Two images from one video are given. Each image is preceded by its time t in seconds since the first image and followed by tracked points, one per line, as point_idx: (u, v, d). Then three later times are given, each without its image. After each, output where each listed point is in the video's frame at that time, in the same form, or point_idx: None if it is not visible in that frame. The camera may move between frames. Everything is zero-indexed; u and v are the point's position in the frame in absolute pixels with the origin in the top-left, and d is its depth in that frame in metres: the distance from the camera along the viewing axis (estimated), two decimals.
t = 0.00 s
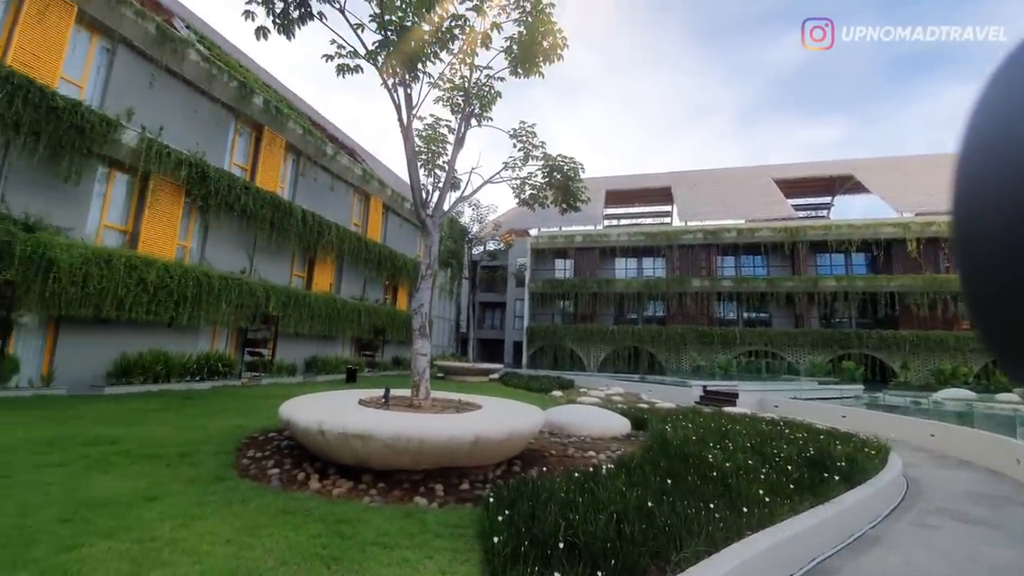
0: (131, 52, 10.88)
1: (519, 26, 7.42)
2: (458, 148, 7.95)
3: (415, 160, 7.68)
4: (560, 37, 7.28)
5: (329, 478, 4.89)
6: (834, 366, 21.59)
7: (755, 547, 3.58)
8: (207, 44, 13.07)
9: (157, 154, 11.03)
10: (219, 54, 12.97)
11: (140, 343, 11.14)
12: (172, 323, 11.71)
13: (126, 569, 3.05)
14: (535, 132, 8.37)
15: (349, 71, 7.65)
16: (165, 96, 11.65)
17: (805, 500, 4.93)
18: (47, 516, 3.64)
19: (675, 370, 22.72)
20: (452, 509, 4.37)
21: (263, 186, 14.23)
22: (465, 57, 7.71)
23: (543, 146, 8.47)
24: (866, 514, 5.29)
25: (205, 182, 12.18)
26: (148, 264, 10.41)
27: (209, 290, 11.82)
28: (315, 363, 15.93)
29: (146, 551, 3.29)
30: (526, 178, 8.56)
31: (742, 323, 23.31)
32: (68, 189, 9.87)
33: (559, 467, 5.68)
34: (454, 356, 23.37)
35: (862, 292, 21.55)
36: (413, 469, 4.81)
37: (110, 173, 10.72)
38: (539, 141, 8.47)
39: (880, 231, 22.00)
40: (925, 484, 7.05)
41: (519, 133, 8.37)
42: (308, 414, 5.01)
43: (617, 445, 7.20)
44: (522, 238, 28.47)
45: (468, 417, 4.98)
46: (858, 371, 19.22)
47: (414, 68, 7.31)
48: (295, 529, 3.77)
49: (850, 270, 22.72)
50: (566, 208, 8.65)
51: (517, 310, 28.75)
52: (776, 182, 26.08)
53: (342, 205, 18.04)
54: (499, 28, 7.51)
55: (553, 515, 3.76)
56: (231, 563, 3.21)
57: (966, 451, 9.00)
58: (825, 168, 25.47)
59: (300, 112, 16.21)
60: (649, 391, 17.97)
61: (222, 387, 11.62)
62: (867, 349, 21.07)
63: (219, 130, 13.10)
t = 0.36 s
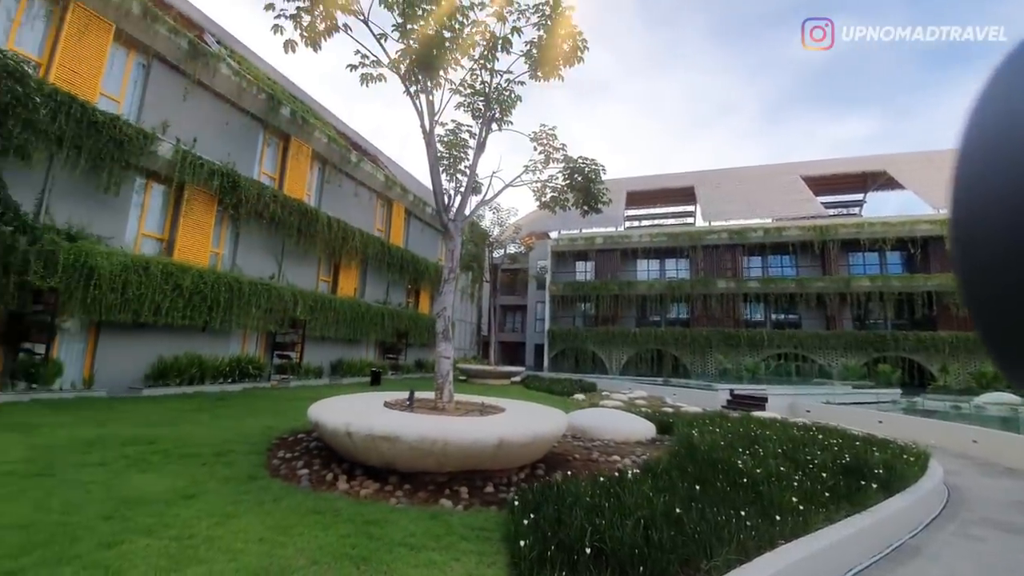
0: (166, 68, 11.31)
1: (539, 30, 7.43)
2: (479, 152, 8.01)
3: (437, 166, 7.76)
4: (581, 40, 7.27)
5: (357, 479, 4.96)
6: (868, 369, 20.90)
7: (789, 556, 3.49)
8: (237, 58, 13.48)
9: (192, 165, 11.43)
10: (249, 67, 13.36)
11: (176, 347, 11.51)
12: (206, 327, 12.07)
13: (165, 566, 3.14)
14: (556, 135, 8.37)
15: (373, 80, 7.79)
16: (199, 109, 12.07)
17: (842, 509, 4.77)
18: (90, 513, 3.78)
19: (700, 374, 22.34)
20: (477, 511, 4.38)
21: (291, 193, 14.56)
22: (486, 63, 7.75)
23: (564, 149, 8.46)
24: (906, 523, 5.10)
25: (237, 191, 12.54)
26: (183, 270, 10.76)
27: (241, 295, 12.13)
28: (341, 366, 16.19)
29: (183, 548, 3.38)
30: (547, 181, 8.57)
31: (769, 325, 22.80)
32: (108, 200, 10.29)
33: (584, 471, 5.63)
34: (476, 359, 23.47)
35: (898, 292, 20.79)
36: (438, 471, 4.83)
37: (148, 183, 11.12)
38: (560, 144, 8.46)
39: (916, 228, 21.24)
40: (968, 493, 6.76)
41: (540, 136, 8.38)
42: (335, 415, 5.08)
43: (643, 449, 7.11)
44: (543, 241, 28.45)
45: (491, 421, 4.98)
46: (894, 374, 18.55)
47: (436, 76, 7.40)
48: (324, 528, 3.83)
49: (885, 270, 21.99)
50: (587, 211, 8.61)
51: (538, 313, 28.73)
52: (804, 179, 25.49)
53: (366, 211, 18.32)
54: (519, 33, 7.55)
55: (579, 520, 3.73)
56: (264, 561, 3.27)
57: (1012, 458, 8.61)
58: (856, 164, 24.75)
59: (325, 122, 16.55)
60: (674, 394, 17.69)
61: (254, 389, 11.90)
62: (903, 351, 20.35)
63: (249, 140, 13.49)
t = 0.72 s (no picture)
0: (200, 83, 11.69)
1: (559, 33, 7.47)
2: (501, 157, 8.04)
3: (459, 171, 7.82)
4: (601, 42, 7.24)
5: (384, 481, 5.01)
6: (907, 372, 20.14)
7: (826, 568, 3.38)
8: (266, 71, 13.85)
9: (225, 176, 11.79)
10: (278, 80, 13.71)
11: (210, 351, 11.85)
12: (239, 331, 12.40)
13: (203, 563, 3.23)
14: (577, 137, 8.33)
15: (396, 89, 7.91)
16: (230, 122, 12.44)
17: (882, 519, 4.61)
18: (131, 511, 3.91)
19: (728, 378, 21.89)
20: (503, 515, 4.38)
21: (318, 202, 14.88)
22: (507, 68, 7.78)
23: (585, 151, 8.43)
24: (950, 534, 4.89)
25: (267, 200, 12.86)
26: (217, 277, 11.07)
27: (271, 301, 12.42)
28: (366, 369, 16.44)
29: (220, 546, 3.47)
30: (569, 183, 8.55)
31: (800, 327, 22.23)
32: (147, 210, 10.67)
33: (610, 476, 5.58)
34: (499, 363, 23.50)
35: (938, 293, 19.97)
36: (464, 474, 4.85)
37: (184, 195, 11.50)
38: (581, 146, 8.42)
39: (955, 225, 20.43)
40: (1018, 503, 6.45)
41: (561, 139, 8.37)
42: (362, 417, 5.16)
43: (670, 454, 7.00)
44: (565, 243, 28.38)
45: (516, 424, 4.98)
46: (935, 378, 17.80)
47: (458, 82, 7.48)
48: (354, 529, 3.88)
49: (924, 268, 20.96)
50: (609, 212, 8.54)
51: (560, 316, 28.63)
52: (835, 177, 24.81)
53: (390, 217, 18.55)
54: (539, 37, 7.57)
55: (607, 526, 3.70)
56: (297, 561, 3.34)
57: None
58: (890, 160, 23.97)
59: (350, 130, 16.84)
60: (700, 398, 17.34)
61: (284, 392, 12.16)
62: (945, 354, 19.53)
63: (278, 150, 13.83)
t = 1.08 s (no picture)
0: (233, 97, 12.10)
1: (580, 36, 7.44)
2: (523, 161, 8.07)
3: (482, 176, 7.87)
4: (624, 42, 7.18)
5: (411, 483, 5.06)
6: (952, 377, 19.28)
7: None
8: (295, 84, 14.23)
9: (257, 185, 12.14)
10: (305, 92, 14.05)
11: (245, 354, 12.20)
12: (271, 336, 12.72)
13: (240, 561, 3.32)
14: (600, 139, 8.30)
15: (420, 97, 8.03)
16: (261, 134, 12.82)
17: (928, 530, 4.44)
18: (172, 510, 4.04)
19: (759, 382, 21.36)
20: (530, 520, 4.36)
21: (345, 209, 15.16)
22: (529, 72, 7.79)
23: (608, 152, 8.38)
24: (1001, 548, 4.66)
25: (297, 209, 13.17)
26: (250, 283, 11.40)
27: (300, 306, 12.69)
28: (392, 373, 16.62)
29: (255, 544, 3.56)
30: (592, 186, 8.51)
31: (835, 329, 21.55)
32: (185, 220, 11.05)
33: (637, 482, 5.51)
34: (523, 367, 23.47)
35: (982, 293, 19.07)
36: (490, 478, 4.86)
37: (218, 205, 11.88)
38: (603, 147, 8.38)
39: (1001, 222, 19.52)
40: None
41: (583, 141, 8.33)
42: (389, 421, 5.23)
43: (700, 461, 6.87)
44: (588, 246, 28.24)
45: (542, 428, 4.97)
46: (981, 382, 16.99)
47: (480, 89, 7.53)
48: (384, 530, 3.93)
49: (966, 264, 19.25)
50: (633, 214, 8.46)
51: (583, 320, 28.46)
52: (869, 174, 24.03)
53: (414, 223, 18.75)
54: (561, 40, 7.57)
55: (636, 533, 3.65)
56: (329, 561, 3.39)
57: None
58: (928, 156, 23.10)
59: (375, 139, 17.13)
60: (729, 403, 16.94)
61: (313, 395, 12.40)
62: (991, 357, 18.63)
63: (307, 160, 14.16)
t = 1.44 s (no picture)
0: (265, 111, 12.49)
1: (602, 38, 7.45)
2: (547, 165, 8.07)
3: (506, 181, 7.91)
4: (647, 42, 7.18)
5: (439, 487, 5.09)
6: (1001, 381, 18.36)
7: None
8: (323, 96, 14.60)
9: (288, 195, 12.47)
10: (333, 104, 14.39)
11: (278, 358, 12.52)
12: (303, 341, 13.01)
13: (277, 560, 3.40)
14: (623, 141, 8.26)
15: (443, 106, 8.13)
16: (291, 145, 13.16)
17: (979, 544, 4.25)
18: (211, 509, 4.16)
19: (792, 387, 20.76)
20: (559, 526, 4.33)
21: (372, 217, 15.42)
22: (551, 77, 7.82)
23: (632, 154, 8.32)
24: None
25: (326, 217, 13.45)
26: (283, 290, 11.71)
27: (329, 311, 12.93)
28: (418, 377, 16.74)
29: (291, 545, 3.63)
30: (616, 188, 8.46)
31: (874, 332, 20.78)
32: (221, 230, 11.43)
33: (667, 489, 5.42)
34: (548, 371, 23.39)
35: None
36: (517, 482, 4.85)
37: (253, 215, 12.24)
38: (627, 150, 8.33)
39: None
40: None
41: (606, 144, 8.31)
42: (417, 425, 5.28)
43: (731, 468, 6.71)
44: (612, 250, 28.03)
45: (569, 433, 4.94)
46: None
47: (503, 95, 7.59)
48: (414, 533, 3.96)
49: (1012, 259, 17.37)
50: (659, 215, 8.35)
51: (607, 324, 28.21)
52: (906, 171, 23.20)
53: (438, 229, 18.92)
54: (584, 44, 7.57)
55: (668, 542, 3.59)
56: (362, 562, 3.44)
57: None
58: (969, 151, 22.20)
59: (399, 147, 17.40)
60: (762, 409, 16.49)
61: (342, 398, 12.61)
62: None
63: (335, 170, 14.47)
